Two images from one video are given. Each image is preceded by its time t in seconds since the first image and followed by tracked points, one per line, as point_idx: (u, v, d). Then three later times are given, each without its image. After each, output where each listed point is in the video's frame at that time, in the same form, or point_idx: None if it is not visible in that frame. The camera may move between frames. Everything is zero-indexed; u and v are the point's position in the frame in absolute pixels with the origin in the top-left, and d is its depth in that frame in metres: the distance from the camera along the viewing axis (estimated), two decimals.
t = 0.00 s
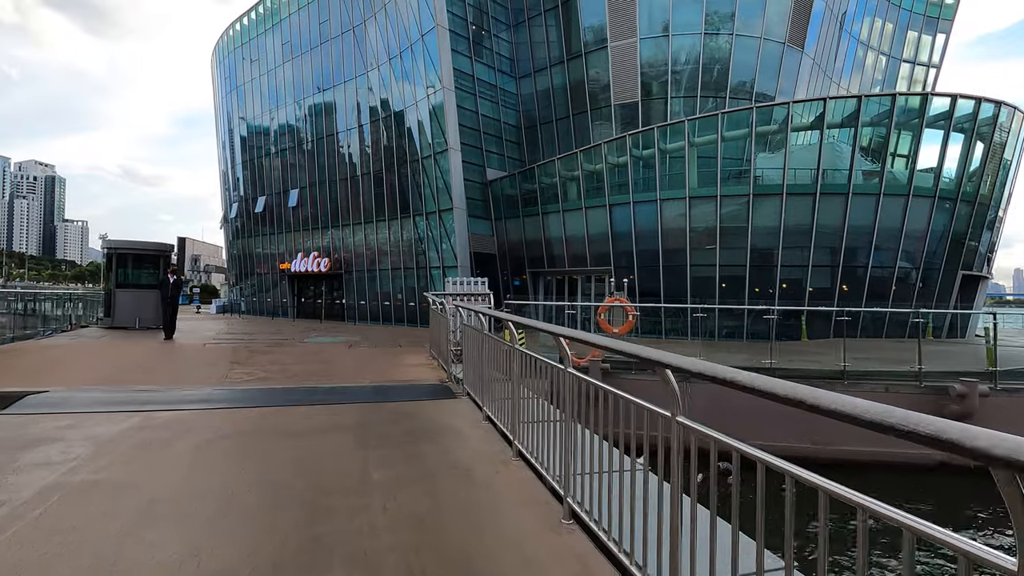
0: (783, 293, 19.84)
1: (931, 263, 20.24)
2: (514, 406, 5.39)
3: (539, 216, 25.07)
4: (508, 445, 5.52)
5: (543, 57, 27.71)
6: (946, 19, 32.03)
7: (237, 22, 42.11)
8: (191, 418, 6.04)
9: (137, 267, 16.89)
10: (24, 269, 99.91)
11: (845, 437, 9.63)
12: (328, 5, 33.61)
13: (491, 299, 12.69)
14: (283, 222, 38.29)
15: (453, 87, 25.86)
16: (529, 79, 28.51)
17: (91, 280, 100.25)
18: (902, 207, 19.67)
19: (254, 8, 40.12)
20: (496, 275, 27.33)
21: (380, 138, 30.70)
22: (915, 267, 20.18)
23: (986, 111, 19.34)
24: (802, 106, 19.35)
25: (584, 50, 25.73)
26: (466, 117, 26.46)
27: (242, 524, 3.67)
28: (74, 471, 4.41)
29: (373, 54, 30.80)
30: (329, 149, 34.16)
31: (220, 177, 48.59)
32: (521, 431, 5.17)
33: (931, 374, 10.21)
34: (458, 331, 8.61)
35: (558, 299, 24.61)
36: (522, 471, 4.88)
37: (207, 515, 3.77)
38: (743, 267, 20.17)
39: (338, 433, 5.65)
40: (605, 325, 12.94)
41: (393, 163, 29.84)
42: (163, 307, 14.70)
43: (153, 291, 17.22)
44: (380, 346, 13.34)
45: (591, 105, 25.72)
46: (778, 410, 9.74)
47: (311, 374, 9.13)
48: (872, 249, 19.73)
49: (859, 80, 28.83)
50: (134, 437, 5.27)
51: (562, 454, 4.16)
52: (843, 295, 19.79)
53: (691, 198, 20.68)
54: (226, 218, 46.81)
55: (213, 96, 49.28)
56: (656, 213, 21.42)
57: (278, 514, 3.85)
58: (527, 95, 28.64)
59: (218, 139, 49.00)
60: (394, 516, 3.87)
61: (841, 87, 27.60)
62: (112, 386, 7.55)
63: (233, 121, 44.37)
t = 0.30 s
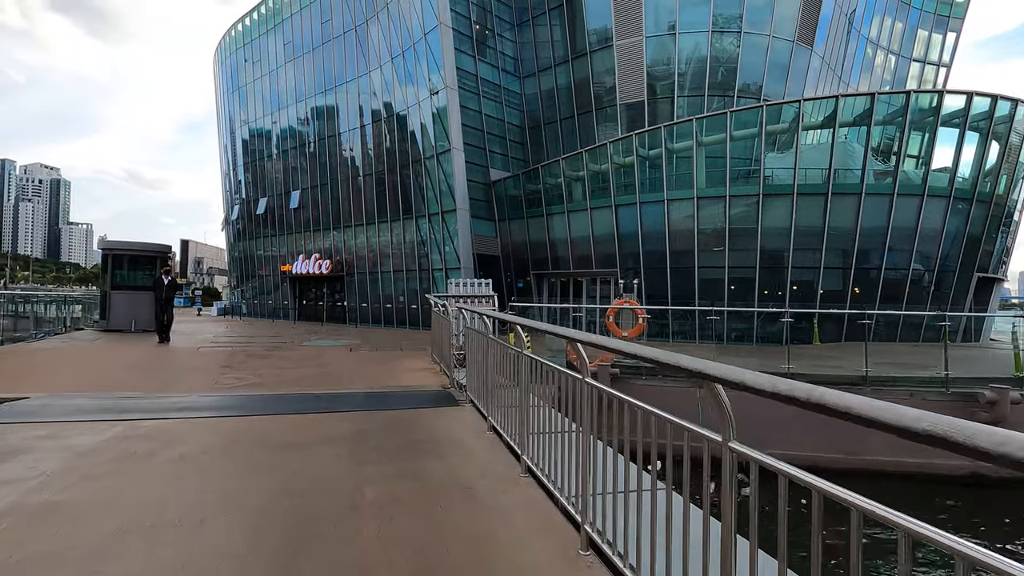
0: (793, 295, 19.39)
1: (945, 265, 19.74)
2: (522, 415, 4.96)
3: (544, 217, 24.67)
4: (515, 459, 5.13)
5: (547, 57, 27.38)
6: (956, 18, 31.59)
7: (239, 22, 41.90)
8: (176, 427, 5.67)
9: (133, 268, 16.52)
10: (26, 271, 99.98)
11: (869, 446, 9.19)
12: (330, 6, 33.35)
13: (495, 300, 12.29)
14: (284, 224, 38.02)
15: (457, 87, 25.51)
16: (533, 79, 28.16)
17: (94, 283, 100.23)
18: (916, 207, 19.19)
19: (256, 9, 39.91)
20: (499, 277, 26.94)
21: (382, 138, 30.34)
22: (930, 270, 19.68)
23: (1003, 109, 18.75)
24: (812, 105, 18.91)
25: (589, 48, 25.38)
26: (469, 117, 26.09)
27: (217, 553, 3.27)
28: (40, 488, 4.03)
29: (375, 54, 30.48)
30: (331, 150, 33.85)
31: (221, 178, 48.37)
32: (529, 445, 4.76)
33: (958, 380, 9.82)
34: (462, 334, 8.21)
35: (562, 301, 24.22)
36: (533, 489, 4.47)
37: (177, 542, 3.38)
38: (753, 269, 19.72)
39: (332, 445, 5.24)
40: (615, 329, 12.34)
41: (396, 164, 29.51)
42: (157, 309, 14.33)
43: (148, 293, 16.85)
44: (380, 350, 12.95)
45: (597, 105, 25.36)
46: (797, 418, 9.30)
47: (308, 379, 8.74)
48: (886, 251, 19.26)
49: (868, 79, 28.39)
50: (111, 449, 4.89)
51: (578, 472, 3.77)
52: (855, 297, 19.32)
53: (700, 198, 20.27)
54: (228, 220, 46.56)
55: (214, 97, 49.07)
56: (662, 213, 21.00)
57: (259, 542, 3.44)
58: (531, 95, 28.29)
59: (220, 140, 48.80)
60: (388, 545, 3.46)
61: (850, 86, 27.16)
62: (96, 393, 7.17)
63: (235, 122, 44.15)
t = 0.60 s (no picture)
0: (804, 300, 18.94)
1: (961, 270, 19.24)
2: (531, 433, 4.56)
3: (549, 221, 24.29)
4: (524, 480, 4.74)
5: (552, 58, 27.07)
6: (967, 18, 31.12)
7: (243, 26, 41.85)
8: (158, 443, 5.31)
9: (132, 272, 16.21)
10: (32, 275, 100.33)
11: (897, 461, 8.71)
12: (334, 8, 33.19)
13: (499, 306, 11.92)
14: (287, 227, 37.80)
15: (460, 89, 25.20)
16: (538, 81, 27.85)
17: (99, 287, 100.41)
18: (932, 210, 18.70)
19: (260, 13, 39.85)
20: (504, 281, 26.56)
21: (385, 141, 30.06)
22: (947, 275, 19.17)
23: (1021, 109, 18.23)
24: (824, 106, 18.50)
25: (595, 50, 25.05)
26: (473, 120, 25.78)
27: None
28: None
29: (379, 56, 30.25)
30: (335, 153, 33.62)
31: (225, 182, 48.25)
32: (538, 465, 4.36)
33: (985, 390, 9.32)
34: (465, 342, 7.82)
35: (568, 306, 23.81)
36: (545, 517, 4.08)
37: None
38: (764, 274, 19.28)
39: (323, 465, 4.87)
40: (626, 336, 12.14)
41: (399, 167, 29.23)
42: (155, 314, 13.99)
43: (147, 298, 16.54)
44: (381, 356, 12.57)
45: (602, 107, 25.02)
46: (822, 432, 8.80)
47: (304, 389, 8.35)
48: (900, 255, 18.79)
49: (879, 79, 27.96)
50: (83, 471, 4.53)
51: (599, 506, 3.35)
52: (869, 302, 18.85)
53: (709, 201, 19.84)
54: (231, 224, 46.39)
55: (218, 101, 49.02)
56: (670, 217, 20.60)
57: None
58: (536, 97, 27.98)
59: (224, 145, 48.72)
60: None
61: (860, 87, 26.71)
62: (79, 405, 6.82)
63: (238, 125, 44.02)
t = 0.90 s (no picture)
0: (821, 302, 18.45)
1: (984, 271, 18.64)
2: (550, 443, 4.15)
3: (558, 221, 23.89)
4: (542, 498, 4.34)
5: (561, 57, 26.72)
6: (985, 15, 30.48)
7: (250, 27, 41.81)
8: (146, 454, 4.94)
9: (135, 274, 15.94)
10: (43, 277, 101.13)
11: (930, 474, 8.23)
12: (341, 8, 33.02)
13: (510, 308, 11.54)
14: (293, 229, 37.67)
15: (468, 87, 24.89)
16: (546, 80, 27.51)
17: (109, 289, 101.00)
18: (954, 210, 18.13)
19: (267, 14, 39.79)
20: (512, 283, 26.18)
21: (393, 142, 29.76)
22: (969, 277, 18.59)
23: None
24: (842, 103, 18.01)
25: (605, 48, 24.68)
26: (481, 119, 25.43)
27: None
28: None
29: (386, 56, 30.01)
30: (341, 154, 33.42)
31: (232, 184, 48.21)
32: (560, 483, 3.93)
33: None
34: (475, 345, 7.42)
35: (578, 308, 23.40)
36: (567, 544, 3.64)
37: None
38: (779, 275, 18.79)
39: (323, 482, 4.47)
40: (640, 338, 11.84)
41: (406, 168, 28.96)
42: (158, 316, 13.70)
43: (151, 300, 16.27)
44: (388, 360, 12.21)
45: (612, 105, 24.64)
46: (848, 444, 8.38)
47: (305, 395, 7.97)
48: (921, 256, 18.24)
49: (895, 77, 27.40)
50: (61, 487, 4.16)
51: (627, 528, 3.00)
52: (889, 304, 18.34)
53: (722, 201, 19.40)
54: (238, 226, 46.31)
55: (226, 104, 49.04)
56: (682, 217, 20.16)
57: None
58: (545, 97, 27.64)
59: (231, 147, 48.69)
60: None
61: (876, 85, 26.17)
62: (68, 412, 6.46)
63: (245, 127, 43.95)
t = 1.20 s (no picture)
0: (846, 305, 17.84)
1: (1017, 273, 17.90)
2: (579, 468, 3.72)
3: (572, 222, 23.44)
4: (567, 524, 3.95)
5: (574, 55, 26.27)
6: (1012, 9, 29.58)
7: (262, 29, 41.79)
8: (141, 475, 4.57)
9: (144, 276, 15.71)
10: (60, 279, 102.44)
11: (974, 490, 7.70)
12: (352, 8, 32.82)
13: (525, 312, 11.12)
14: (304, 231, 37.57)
15: (480, 87, 24.51)
16: (559, 78, 27.09)
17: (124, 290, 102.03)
18: (986, 210, 17.40)
19: (278, 15, 39.72)
20: (524, 285, 25.77)
21: (404, 142, 29.46)
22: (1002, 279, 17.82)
23: None
24: (868, 99, 17.38)
25: (619, 46, 24.23)
26: (494, 119, 25.04)
27: None
28: None
29: (397, 56, 29.73)
30: (352, 155, 33.19)
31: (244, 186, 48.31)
32: (593, 511, 3.50)
33: None
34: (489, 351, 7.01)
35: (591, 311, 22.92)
36: None
37: None
38: (801, 277, 18.19)
39: (330, 508, 4.06)
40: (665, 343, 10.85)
41: (417, 168, 28.67)
42: (165, 320, 13.43)
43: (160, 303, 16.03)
44: (399, 366, 11.81)
45: (627, 104, 24.15)
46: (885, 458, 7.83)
47: (313, 404, 7.58)
48: (951, 258, 17.56)
49: (917, 72, 26.63)
50: (44, 513, 3.80)
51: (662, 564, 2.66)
52: (917, 307, 17.70)
53: (742, 201, 18.85)
54: (250, 227, 46.33)
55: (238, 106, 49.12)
56: (700, 217, 19.64)
57: None
58: (558, 96, 27.21)
59: (242, 148, 48.77)
60: None
61: (899, 81, 25.44)
62: (62, 424, 6.11)
63: (257, 129, 43.97)
